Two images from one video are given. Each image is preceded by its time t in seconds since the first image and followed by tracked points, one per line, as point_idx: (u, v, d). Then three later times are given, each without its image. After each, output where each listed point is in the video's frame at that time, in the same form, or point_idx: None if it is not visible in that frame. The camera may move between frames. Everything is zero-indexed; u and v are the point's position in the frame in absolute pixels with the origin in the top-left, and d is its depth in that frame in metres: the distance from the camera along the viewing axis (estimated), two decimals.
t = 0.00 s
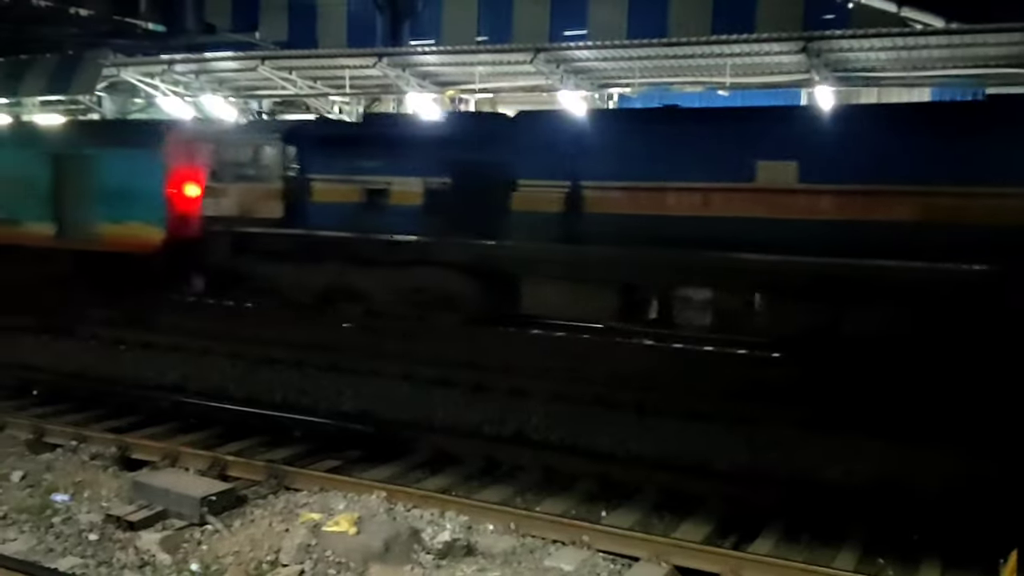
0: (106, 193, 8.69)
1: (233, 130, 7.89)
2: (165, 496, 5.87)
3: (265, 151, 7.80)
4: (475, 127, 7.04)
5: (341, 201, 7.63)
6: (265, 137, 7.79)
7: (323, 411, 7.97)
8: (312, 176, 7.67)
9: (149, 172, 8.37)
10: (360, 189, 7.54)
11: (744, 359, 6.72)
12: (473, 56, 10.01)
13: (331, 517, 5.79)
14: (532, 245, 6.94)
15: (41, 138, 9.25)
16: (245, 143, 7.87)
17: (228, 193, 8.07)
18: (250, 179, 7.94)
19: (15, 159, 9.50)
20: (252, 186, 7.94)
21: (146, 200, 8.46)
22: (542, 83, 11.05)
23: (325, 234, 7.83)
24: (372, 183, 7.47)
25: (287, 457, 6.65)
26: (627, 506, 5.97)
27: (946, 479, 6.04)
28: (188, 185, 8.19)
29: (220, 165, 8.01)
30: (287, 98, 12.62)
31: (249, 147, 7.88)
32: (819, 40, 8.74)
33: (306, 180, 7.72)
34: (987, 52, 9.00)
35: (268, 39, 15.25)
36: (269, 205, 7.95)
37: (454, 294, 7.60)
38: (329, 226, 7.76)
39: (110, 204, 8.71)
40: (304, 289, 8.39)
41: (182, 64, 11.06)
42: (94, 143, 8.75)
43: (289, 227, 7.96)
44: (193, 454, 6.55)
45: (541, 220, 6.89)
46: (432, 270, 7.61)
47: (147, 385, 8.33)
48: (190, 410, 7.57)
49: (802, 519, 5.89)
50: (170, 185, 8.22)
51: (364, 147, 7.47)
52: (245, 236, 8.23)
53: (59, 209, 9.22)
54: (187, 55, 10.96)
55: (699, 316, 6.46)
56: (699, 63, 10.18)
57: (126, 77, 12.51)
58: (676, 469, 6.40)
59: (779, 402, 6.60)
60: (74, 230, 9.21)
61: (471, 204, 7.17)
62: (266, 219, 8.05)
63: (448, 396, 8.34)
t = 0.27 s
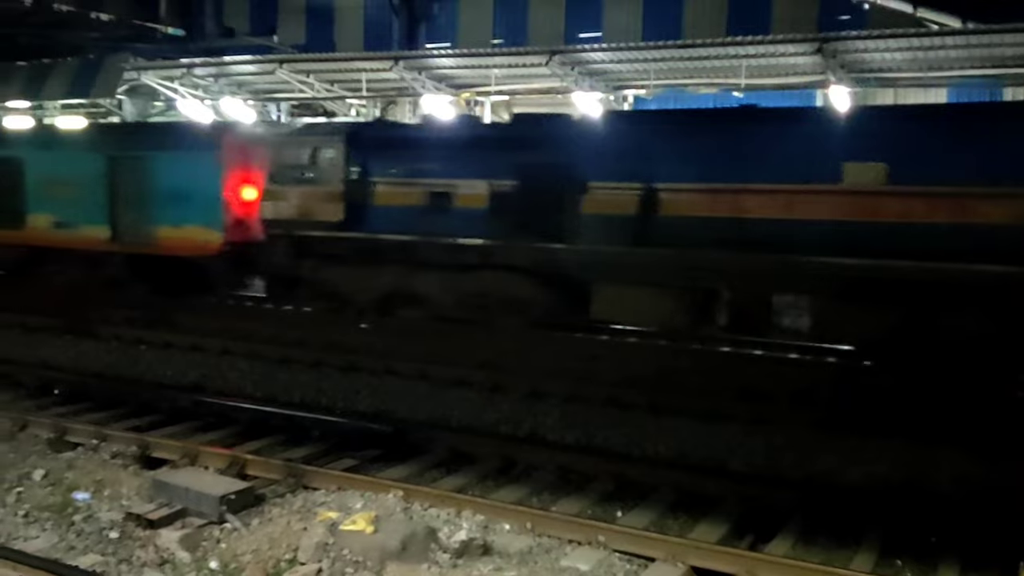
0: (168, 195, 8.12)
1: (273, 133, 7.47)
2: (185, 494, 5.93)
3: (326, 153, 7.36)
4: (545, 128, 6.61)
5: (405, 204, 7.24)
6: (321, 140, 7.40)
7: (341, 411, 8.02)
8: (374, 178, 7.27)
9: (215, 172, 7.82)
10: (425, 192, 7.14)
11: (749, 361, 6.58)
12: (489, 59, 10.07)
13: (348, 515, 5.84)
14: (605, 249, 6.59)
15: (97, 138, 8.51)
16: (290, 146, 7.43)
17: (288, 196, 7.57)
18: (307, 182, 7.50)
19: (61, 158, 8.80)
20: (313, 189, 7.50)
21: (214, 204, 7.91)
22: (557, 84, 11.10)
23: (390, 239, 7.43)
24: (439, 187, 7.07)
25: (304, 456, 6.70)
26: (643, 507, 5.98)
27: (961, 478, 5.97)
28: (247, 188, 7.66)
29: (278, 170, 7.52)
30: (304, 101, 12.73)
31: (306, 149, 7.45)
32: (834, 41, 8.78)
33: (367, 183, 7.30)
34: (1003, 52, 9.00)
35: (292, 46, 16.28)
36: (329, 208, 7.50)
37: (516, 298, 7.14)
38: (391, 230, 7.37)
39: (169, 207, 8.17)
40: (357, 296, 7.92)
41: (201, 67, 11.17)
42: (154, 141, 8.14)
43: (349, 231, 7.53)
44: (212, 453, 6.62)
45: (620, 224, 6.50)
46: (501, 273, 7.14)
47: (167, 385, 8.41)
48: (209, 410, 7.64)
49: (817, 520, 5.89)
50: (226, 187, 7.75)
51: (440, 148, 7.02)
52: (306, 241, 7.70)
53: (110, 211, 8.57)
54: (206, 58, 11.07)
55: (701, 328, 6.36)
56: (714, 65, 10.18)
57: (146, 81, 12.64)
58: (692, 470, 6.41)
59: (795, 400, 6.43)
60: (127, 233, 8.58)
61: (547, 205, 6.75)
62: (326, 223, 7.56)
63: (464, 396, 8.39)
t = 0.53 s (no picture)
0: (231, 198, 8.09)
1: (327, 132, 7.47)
2: (208, 493, 5.97)
3: (392, 154, 7.29)
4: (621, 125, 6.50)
5: (473, 205, 7.11)
6: (383, 138, 7.33)
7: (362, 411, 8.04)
8: (439, 180, 7.17)
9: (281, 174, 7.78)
10: (492, 194, 7.02)
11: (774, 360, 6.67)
12: (509, 59, 10.07)
13: (370, 515, 5.86)
14: (677, 252, 6.43)
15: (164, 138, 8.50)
16: (351, 147, 7.39)
17: (349, 197, 7.48)
18: (371, 183, 7.41)
19: (121, 160, 8.77)
20: (377, 191, 7.41)
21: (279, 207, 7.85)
22: (577, 84, 11.09)
23: (456, 241, 7.28)
24: (507, 188, 6.98)
25: (326, 455, 6.73)
26: (663, 507, 5.96)
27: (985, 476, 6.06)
28: (307, 190, 7.63)
29: (339, 171, 7.46)
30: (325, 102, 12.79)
31: (366, 150, 7.38)
32: (857, 40, 8.74)
33: (431, 184, 7.21)
34: None
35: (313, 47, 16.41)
36: (395, 210, 7.37)
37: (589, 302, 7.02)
38: (459, 232, 7.23)
39: (229, 209, 8.12)
40: (416, 299, 7.74)
41: (223, 68, 11.24)
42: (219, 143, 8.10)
43: (415, 233, 7.40)
44: (235, 452, 6.65)
45: (700, 224, 6.31)
46: (574, 277, 6.98)
47: (189, 384, 8.46)
48: (231, 409, 7.68)
49: (840, 522, 5.84)
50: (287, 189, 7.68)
51: (510, 149, 6.93)
52: (371, 243, 7.56)
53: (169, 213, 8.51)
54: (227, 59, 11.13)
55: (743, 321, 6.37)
56: (736, 64, 10.13)
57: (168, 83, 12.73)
58: (713, 471, 6.38)
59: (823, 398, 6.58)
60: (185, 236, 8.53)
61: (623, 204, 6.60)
62: (393, 225, 7.43)
63: (484, 396, 8.40)
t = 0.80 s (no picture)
0: (298, 200, 8.45)
1: (394, 134, 7.83)
2: (234, 492, 6.01)
3: (462, 156, 7.55)
4: (702, 125, 6.69)
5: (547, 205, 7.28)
6: (450, 138, 7.59)
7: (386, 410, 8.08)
8: (511, 182, 7.41)
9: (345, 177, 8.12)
10: (564, 196, 7.21)
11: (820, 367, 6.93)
12: (533, 60, 10.09)
13: (394, 514, 5.88)
14: (770, 254, 6.46)
15: (217, 140, 9.10)
16: (417, 146, 7.71)
17: (418, 199, 7.75)
18: (440, 186, 7.67)
19: (188, 164, 9.33)
20: (445, 193, 7.66)
21: (343, 209, 8.15)
22: (601, 85, 11.08)
23: (532, 243, 7.42)
24: (579, 188, 7.15)
25: (350, 455, 6.76)
26: (688, 509, 5.94)
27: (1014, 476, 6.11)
28: (372, 191, 7.98)
29: (408, 175, 7.75)
30: (349, 103, 12.85)
31: (440, 152, 7.64)
32: (883, 39, 8.68)
33: (502, 185, 7.46)
34: None
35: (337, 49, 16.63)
36: (464, 211, 7.61)
37: (667, 304, 7.11)
38: (533, 234, 7.39)
39: (292, 211, 8.53)
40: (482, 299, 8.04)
41: (249, 71, 11.31)
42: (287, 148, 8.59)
43: (486, 234, 7.59)
44: (261, 451, 6.70)
45: (788, 225, 6.38)
46: (648, 279, 7.13)
47: (215, 384, 8.53)
48: (257, 409, 7.73)
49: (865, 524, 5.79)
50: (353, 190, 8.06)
51: (571, 149, 7.19)
52: (439, 245, 7.81)
53: (235, 216, 8.96)
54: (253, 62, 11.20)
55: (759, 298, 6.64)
56: (761, 63, 10.07)
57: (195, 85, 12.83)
58: (738, 472, 6.35)
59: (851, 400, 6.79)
60: (250, 238, 8.95)
61: (695, 205, 6.72)
62: (462, 227, 7.66)
63: (508, 396, 8.41)
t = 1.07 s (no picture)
0: (356, 207, 9.84)
1: (476, 145, 9.40)
2: (256, 491, 6.03)
3: (543, 157, 8.92)
4: (783, 126, 7.67)
5: (621, 209, 8.50)
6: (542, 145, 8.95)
7: (407, 410, 8.08)
8: (582, 182, 8.77)
9: (404, 185, 9.53)
10: (640, 198, 8.38)
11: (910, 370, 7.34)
12: (555, 59, 10.07)
13: (415, 515, 5.88)
14: (863, 260, 7.23)
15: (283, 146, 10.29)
16: (485, 149, 9.33)
17: (487, 202, 9.28)
18: (512, 189, 9.11)
19: (244, 170, 10.55)
20: (520, 195, 9.05)
21: (399, 214, 9.55)
22: (622, 84, 11.05)
23: (597, 243, 8.56)
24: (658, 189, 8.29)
25: (371, 455, 6.77)
26: (710, 511, 5.90)
27: None
28: (434, 193, 9.38)
29: (470, 175, 9.41)
30: (370, 104, 12.87)
31: (529, 151, 9.05)
32: (907, 37, 8.62)
33: (574, 185, 8.82)
34: None
35: (358, 50, 16.97)
36: (537, 213, 8.96)
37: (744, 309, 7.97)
38: (611, 234, 8.52)
39: (357, 214, 9.84)
40: (550, 304, 9.08)
41: (271, 72, 11.35)
42: (346, 159, 9.93)
43: (558, 235, 8.83)
44: (283, 451, 6.73)
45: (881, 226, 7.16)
46: (729, 285, 7.97)
47: (237, 384, 8.57)
48: (279, 408, 7.76)
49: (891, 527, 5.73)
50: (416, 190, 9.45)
51: (645, 152, 8.40)
52: (507, 247, 9.10)
53: (292, 221, 10.23)
54: (275, 63, 11.24)
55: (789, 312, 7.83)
56: (783, 62, 10.01)
57: (218, 86, 12.89)
58: (761, 474, 6.30)
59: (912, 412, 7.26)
60: (308, 241, 10.21)
61: (773, 206, 7.70)
62: (534, 228, 8.99)
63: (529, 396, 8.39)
